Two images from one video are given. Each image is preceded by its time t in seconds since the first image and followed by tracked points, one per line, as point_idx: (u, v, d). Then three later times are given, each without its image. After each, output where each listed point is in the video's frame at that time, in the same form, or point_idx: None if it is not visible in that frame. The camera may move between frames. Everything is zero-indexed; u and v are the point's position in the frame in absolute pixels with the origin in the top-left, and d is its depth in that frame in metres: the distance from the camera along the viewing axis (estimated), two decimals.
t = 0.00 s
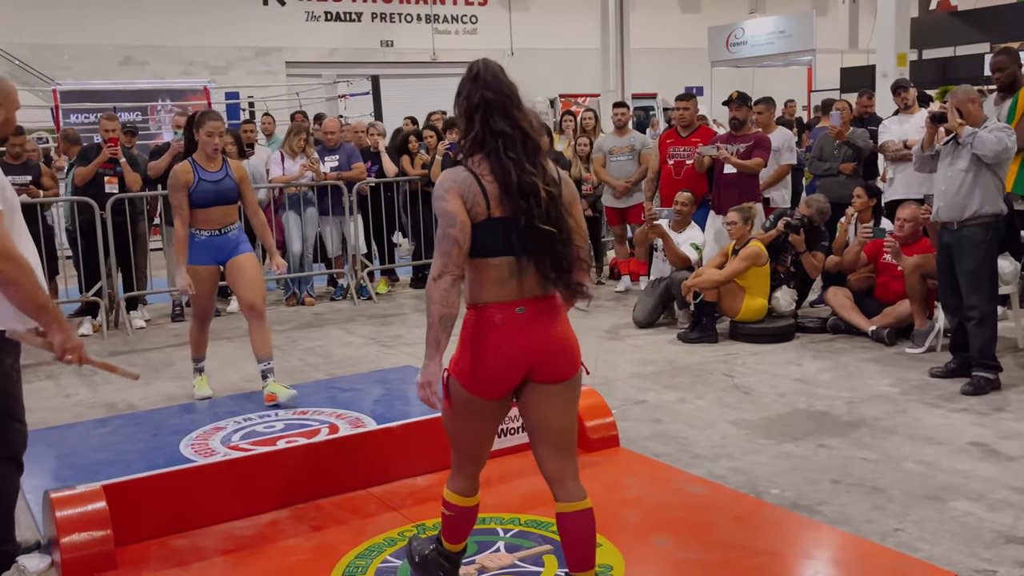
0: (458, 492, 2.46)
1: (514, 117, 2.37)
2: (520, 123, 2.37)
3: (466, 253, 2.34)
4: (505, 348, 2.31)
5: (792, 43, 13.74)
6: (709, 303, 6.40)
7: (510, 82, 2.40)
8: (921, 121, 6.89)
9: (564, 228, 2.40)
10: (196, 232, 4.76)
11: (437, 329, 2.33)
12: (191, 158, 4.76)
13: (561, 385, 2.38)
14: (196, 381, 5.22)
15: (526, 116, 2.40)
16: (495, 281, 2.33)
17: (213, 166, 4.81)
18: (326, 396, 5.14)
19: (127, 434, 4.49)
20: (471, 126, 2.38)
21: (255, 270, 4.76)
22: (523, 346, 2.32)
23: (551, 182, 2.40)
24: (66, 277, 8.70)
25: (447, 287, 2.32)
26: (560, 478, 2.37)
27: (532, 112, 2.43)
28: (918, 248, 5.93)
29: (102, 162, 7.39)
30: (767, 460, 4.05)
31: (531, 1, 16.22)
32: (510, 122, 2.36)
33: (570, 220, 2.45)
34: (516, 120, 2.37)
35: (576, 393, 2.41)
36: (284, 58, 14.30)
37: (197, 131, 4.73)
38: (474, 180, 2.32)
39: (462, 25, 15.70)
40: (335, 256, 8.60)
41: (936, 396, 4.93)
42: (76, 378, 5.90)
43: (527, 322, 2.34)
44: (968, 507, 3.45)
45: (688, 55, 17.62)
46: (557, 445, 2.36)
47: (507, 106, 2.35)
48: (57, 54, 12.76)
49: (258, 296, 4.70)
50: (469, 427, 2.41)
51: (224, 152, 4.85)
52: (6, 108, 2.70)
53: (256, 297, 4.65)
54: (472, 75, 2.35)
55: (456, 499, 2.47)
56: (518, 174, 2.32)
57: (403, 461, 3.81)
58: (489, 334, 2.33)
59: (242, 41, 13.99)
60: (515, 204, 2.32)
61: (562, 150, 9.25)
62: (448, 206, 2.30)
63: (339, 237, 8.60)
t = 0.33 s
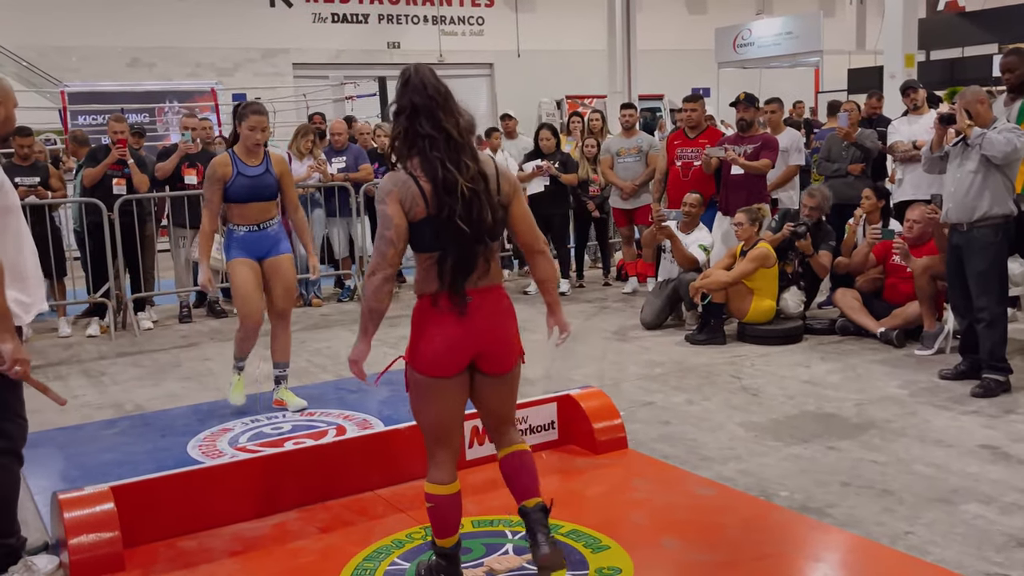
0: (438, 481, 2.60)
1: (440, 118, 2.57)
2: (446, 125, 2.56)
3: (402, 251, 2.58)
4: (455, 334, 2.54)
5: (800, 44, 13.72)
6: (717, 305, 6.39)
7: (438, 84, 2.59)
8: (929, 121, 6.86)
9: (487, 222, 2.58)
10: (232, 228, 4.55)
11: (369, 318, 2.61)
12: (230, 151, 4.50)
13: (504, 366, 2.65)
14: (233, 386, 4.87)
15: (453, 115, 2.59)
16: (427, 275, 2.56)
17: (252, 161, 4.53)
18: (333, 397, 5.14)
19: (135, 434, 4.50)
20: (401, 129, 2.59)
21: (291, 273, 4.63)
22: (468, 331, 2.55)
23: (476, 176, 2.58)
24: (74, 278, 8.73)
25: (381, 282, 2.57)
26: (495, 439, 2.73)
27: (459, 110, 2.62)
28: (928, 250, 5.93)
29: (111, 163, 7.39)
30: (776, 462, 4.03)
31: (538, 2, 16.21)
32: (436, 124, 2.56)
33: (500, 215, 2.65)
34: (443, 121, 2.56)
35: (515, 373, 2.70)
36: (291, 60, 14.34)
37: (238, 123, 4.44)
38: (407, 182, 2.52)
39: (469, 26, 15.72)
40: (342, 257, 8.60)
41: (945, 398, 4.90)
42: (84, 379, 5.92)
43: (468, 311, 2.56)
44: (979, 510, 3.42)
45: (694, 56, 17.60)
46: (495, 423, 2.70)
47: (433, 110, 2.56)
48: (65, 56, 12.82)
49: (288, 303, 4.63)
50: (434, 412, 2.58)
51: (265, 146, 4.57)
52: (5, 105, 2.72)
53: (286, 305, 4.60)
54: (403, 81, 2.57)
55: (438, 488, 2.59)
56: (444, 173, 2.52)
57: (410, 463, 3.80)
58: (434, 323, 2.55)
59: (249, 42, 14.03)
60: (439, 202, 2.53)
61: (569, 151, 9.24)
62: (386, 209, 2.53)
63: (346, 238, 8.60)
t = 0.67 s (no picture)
0: (436, 477, 2.67)
1: (420, 135, 2.69)
2: (425, 142, 2.68)
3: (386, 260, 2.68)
4: (443, 335, 2.64)
5: (804, 47, 13.68)
6: (722, 310, 6.37)
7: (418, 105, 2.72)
8: (935, 126, 6.85)
9: (464, 231, 2.69)
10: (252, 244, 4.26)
11: (354, 322, 2.70)
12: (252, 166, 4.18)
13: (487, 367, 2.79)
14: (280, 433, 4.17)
15: (432, 133, 2.71)
16: (410, 282, 2.66)
17: (276, 176, 4.22)
18: (337, 403, 5.14)
19: (140, 441, 4.50)
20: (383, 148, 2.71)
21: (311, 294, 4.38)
22: (455, 331, 2.66)
23: (453, 188, 2.69)
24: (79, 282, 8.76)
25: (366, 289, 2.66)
26: (470, 434, 2.94)
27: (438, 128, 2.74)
28: (932, 256, 5.96)
29: (115, 169, 7.40)
30: (782, 469, 4.02)
31: (543, 4, 16.21)
32: (416, 142, 2.68)
33: (478, 224, 2.75)
34: (422, 138, 2.69)
35: (496, 373, 2.83)
36: (295, 63, 14.37)
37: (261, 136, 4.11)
38: (390, 195, 2.63)
39: (473, 29, 15.73)
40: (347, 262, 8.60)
41: (950, 405, 4.88)
42: (89, 384, 5.91)
43: (454, 313, 2.67)
44: (985, 518, 3.41)
45: (698, 59, 17.60)
46: (471, 426, 2.92)
47: (412, 129, 2.68)
48: (70, 59, 12.85)
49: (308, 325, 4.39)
50: (428, 410, 2.66)
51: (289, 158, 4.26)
52: None
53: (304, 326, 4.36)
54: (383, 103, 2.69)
55: (437, 486, 2.65)
56: (423, 185, 2.63)
57: (415, 470, 3.79)
58: (422, 325, 2.65)
59: (253, 46, 14.07)
60: (419, 213, 2.63)
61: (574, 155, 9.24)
62: (371, 221, 2.63)
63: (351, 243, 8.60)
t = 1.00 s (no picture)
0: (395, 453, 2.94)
1: (421, 145, 2.97)
2: (425, 151, 2.97)
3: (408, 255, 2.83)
4: (454, 330, 2.87)
5: (805, 52, 13.69)
6: (724, 316, 6.37)
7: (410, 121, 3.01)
8: (936, 132, 6.85)
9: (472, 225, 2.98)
10: (267, 248, 4.10)
11: (391, 317, 2.76)
12: (272, 171, 4.02)
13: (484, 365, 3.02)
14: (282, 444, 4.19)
15: (428, 144, 3.01)
16: (433, 272, 2.86)
17: (296, 181, 4.07)
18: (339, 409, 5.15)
19: (142, 447, 4.50)
20: (385, 157, 2.94)
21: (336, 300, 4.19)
22: (466, 330, 2.90)
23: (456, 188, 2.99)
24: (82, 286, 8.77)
25: (396, 281, 2.77)
26: (462, 433, 3.09)
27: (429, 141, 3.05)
28: (933, 262, 5.95)
29: (118, 174, 7.40)
30: (784, 477, 4.01)
31: (545, 8, 16.23)
32: (417, 149, 2.95)
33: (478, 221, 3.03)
34: (423, 147, 2.98)
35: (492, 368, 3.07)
36: (298, 68, 14.40)
37: (281, 139, 3.98)
38: (410, 191, 2.83)
39: (475, 34, 15.76)
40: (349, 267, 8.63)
41: (952, 412, 4.88)
42: (91, 390, 5.92)
43: (465, 308, 2.91)
44: (987, 527, 3.40)
45: (700, 63, 17.62)
46: (466, 420, 3.06)
47: (413, 138, 2.95)
48: (74, 64, 12.89)
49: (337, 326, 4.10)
50: (411, 400, 2.90)
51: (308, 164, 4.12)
52: None
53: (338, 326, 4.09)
54: (381, 120, 2.95)
55: (402, 457, 2.93)
56: (437, 183, 2.90)
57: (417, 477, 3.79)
58: (438, 320, 2.86)
59: (256, 50, 14.10)
60: (435, 207, 2.87)
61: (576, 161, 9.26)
62: (392, 216, 2.78)
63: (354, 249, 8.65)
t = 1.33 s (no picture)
0: (382, 460, 3.05)
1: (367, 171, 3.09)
2: (372, 176, 3.09)
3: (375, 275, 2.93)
4: (434, 337, 2.93)
5: (806, 56, 13.68)
6: (725, 320, 6.37)
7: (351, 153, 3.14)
8: (938, 136, 6.85)
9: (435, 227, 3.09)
10: (292, 255, 3.99)
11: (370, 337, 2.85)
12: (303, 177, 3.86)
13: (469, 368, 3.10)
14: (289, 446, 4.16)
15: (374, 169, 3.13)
16: (404, 284, 2.97)
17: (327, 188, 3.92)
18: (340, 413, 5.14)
19: (142, 450, 4.50)
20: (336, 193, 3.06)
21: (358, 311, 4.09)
22: (448, 338, 2.96)
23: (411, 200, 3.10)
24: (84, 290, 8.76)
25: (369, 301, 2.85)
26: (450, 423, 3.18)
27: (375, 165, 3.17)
28: (935, 266, 5.93)
29: (119, 178, 7.40)
30: (786, 481, 4.00)
31: (546, 12, 16.24)
32: (365, 175, 3.08)
33: (441, 227, 3.13)
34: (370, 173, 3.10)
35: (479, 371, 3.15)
36: (300, 72, 14.42)
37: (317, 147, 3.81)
38: (365, 215, 2.94)
39: (477, 38, 15.79)
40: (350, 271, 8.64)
41: (955, 416, 4.86)
42: (92, 394, 5.92)
43: (443, 313, 2.98)
44: (990, 530, 3.39)
45: (701, 67, 17.63)
46: (452, 413, 3.16)
47: (359, 166, 3.09)
48: (76, 69, 12.91)
49: (355, 337, 4.04)
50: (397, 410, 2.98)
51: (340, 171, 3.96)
52: None
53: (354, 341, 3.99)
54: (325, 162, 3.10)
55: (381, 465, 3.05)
56: (389, 200, 3.01)
57: (417, 479, 3.78)
58: (418, 328, 2.93)
59: (257, 54, 14.13)
60: (394, 222, 2.97)
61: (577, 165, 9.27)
62: (350, 242, 2.88)
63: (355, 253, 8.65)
